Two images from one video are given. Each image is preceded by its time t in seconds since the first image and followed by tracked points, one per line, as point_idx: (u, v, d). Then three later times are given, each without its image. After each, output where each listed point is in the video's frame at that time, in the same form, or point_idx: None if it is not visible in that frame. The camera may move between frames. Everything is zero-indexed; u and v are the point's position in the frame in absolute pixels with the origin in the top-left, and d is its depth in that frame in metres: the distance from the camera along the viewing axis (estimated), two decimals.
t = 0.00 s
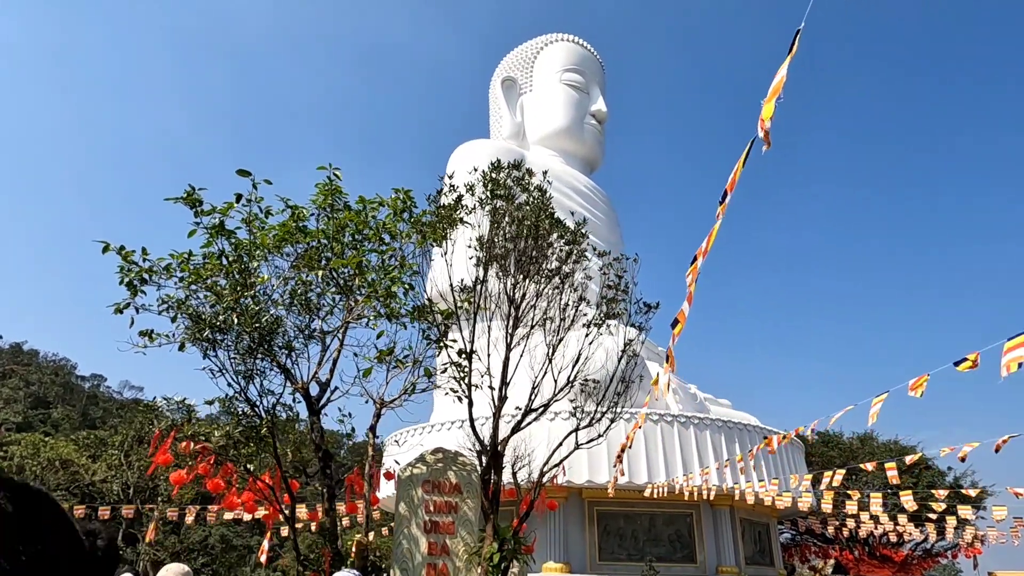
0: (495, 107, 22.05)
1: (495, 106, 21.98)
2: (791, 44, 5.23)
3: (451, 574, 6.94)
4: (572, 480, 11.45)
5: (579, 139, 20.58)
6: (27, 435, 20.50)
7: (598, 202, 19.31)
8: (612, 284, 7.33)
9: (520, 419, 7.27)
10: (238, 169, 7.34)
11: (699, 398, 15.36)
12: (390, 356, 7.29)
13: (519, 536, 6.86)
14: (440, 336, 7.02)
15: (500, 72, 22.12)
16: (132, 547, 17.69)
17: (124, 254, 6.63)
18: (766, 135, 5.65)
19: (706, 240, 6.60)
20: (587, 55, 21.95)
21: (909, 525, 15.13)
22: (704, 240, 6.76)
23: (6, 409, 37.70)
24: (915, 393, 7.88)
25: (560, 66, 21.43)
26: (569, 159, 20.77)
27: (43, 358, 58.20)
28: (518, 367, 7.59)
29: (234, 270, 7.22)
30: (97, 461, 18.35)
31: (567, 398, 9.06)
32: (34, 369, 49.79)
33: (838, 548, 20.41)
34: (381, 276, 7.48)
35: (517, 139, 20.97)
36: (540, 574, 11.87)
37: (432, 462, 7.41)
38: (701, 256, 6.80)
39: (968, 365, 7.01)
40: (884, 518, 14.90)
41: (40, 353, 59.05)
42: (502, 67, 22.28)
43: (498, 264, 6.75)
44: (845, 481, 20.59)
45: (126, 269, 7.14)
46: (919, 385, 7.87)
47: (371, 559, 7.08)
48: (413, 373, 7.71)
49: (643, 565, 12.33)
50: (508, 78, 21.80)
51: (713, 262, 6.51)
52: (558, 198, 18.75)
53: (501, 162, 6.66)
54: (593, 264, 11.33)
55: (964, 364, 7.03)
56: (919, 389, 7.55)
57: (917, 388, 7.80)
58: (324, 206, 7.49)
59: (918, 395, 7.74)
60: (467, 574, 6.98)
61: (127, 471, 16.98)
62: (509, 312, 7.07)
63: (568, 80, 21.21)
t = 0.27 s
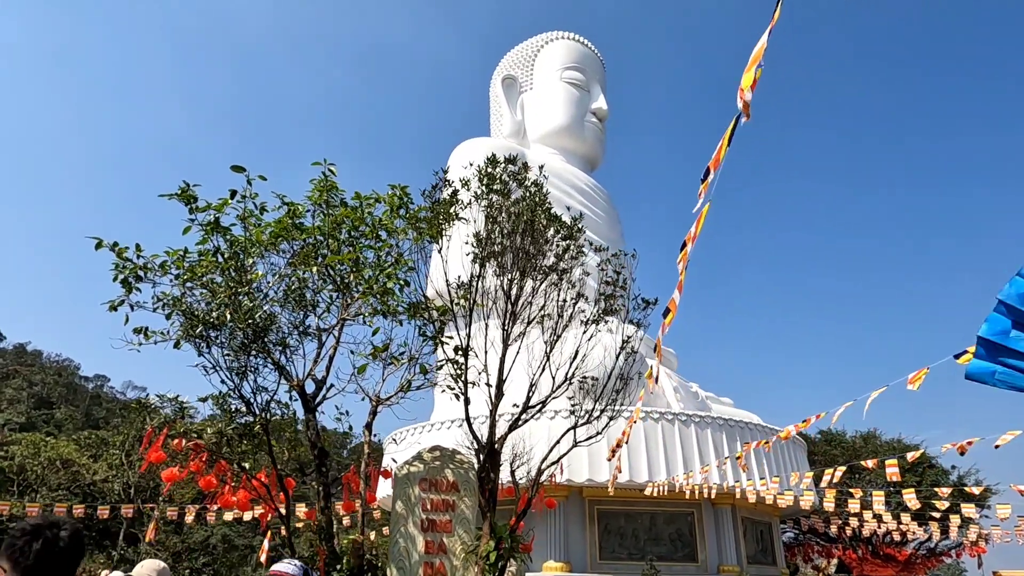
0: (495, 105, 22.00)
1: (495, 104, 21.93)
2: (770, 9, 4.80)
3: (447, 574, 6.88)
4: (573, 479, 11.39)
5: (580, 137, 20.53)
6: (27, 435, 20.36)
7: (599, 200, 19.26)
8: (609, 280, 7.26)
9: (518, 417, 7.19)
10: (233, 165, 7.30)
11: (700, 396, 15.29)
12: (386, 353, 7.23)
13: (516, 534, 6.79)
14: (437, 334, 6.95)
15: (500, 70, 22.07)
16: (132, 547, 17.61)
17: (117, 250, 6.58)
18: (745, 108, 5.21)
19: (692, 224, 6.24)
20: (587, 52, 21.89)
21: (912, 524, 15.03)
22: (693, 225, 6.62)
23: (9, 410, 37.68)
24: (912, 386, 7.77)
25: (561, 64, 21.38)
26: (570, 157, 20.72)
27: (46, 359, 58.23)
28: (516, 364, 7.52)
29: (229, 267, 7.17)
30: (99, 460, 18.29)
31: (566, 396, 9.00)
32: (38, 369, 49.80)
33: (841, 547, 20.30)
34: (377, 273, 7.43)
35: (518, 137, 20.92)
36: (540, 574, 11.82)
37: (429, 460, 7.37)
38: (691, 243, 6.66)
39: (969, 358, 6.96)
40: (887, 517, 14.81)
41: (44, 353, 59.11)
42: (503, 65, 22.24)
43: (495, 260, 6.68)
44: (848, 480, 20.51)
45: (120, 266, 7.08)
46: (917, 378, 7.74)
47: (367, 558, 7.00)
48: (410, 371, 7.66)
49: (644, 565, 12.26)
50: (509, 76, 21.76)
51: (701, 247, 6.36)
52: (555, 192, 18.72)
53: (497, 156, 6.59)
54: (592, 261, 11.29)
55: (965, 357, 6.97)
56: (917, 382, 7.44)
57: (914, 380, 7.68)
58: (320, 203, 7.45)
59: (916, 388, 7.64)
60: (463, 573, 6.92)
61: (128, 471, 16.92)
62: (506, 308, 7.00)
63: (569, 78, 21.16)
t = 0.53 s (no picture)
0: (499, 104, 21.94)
1: (499, 102, 21.86)
2: None
3: (449, 573, 6.82)
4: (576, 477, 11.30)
5: (583, 135, 20.44)
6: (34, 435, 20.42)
7: (603, 198, 19.17)
8: (611, 276, 7.17)
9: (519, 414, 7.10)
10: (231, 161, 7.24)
11: (705, 395, 15.19)
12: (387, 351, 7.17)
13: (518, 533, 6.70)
14: (436, 331, 6.88)
15: (503, 68, 22.00)
16: (138, 546, 17.63)
17: (115, 248, 6.53)
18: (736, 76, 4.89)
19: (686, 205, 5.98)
20: (591, 50, 21.79)
21: (921, 523, 14.87)
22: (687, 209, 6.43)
23: (17, 411, 37.85)
24: (918, 377, 7.63)
25: (564, 61, 21.30)
26: (573, 155, 20.63)
27: (54, 360, 58.53)
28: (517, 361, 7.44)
29: (228, 265, 7.11)
30: (104, 460, 18.32)
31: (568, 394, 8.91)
32: (46, 370, 50.03)
33: (849, 546, 20.13)
34: (377, 270, 7.37)
35: (521, 135, 20.85)
36: (543, 573, 11.75)
37: (430, 459, 7.31)
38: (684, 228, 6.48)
39: (976, 348, 6.85)
40: (895, 515, 14.66)
41: (52, 354, 59.45)
42: (506, 63, 22.18)
43: (494, 256, 6.59)
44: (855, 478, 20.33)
45: (119, 264, 7.04)
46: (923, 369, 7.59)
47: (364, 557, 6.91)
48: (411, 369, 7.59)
49: (649, 564, 12.16)
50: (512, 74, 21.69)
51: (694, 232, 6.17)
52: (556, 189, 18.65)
53: (496, 151, 6.51)
54: (593, 256, 11.22)
55: (972, 347, 6.88)
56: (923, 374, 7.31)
57: (919, 372, 7.52)
58: (319, 199, 7.40)
59: (921, 379, 7.49)
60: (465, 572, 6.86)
61: (133, 470, 16.94)
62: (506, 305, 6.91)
63: (572, 75, 21.07)
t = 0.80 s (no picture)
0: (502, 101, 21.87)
1: (502, 100, 21.78)
2: None
3: (450, 571, 6.76)
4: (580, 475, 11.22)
5: (586, 131, 20.36)
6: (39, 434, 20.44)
7: (606, 195, 19.11)
8: (612, 271, 7.09)
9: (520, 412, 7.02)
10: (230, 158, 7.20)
11: (710, 392, 15.10)
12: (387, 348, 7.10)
13: (519, 531, 6.63)
14: (436, 327, 6.81)
15: (506, 65, 21.92)
16: (143, 545, 17.63)
17: (113, 245, 6.48)
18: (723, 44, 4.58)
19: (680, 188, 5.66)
20: (594, 46, 21.70)
21: (928, 521, 14.75)
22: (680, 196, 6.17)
23: (25, 411, 37.98)
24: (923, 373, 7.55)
25: (567, 58, 21.21)
26: (577, 152, 20.54)
27: (61, 360, 58.76)
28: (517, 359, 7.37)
29: (226, 262, 7.06)
30: (109, 459, 18.32)
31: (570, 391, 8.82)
32: (53, 369, 50.23)
33: (855, 544, 20.01)
34: (376, 267, 7.31)
35: (524, 132, 20.78)
36: (547, 572, 11.69)
37: (431, 456, 7.26)
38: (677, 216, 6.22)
39: (980, 344, 6.86)
40: (901, 513, 14.56)
41: (60, 354, 59.72)
42: (509, 61, 22.11)
43: (494, 251, 6.52)
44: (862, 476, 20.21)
45: (117, 262, 6.99)
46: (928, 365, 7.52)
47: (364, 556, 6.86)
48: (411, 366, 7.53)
49: (653, 563, 12.09)
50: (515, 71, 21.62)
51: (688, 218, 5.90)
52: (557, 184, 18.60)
53: (494, 145, 6.43)
54: (594, 252, 11.17)
55: (977, 342, 6.89)
56: (928, 370, 7.28)
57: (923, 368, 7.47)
58: (316, 195, 7.32)
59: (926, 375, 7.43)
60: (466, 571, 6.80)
61: (137, 469, 16.94)
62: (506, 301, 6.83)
63: (575, 72, 20.98)
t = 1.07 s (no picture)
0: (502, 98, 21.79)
1: (503, 97, 21.71)
2: None
3: (447, 569, 6.72)
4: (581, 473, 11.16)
5: (588, 129, 20.29)
6: (42, 432, 20.48)
7: (608, 192, 19.06)
8: (610, 266, 7.03)
9: (518, 409, 6.97)
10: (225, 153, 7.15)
11: (712, 390, 15.03)
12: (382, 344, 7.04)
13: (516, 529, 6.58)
14: (432, 323, 6.77)
15: (507, 62, 21.86)
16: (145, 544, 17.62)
17: (107, 241, 6.45)
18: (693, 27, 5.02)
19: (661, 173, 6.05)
20: (595, 43, 21.62)
21: (931, 519, 14.65)
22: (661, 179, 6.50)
23: (30, 410, 38.13)
24: (922, 369, 7.52)
25: (568, 55, 21.14)
26: (578, 149, 20.48)
27: (66, 359, 59.00)
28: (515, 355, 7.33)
29: (222, 259, 7.02)
30: (111, 457, 18.34)
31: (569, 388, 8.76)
32: (58, 369, 50.42)
33: (859, 543, 19.91)
34: (372, 263, 7.26)
35: (525, 130, 20.72)
36: (547, 570, 11.65)
37: (428, 454, 7.22)
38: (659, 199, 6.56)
39: (980, 337, 6.86)
40: (905, 511, 14.46)
41: (65, 353, 59.99)
42: (510, 58, 22.05)
43: (490, 246, 6.48)
44: (865, 474, 20.09)
45: (112, 258, 6.96)
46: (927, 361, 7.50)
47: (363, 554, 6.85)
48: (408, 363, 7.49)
49: (654, 561, 12.03)
50: (516, 68, 21.56)
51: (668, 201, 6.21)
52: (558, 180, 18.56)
53: (490, 138, 6.37)
54: (592, 247, 11.14)
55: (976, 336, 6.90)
56: (927, 365, 7.26)
57: (923, 365, 7.44)
58: (312, 190, 7.26)
59: (925, 371, 7.40)
60: (463, 568, 6.76)
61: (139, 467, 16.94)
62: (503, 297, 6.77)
63: (576, 69, 20.91)
